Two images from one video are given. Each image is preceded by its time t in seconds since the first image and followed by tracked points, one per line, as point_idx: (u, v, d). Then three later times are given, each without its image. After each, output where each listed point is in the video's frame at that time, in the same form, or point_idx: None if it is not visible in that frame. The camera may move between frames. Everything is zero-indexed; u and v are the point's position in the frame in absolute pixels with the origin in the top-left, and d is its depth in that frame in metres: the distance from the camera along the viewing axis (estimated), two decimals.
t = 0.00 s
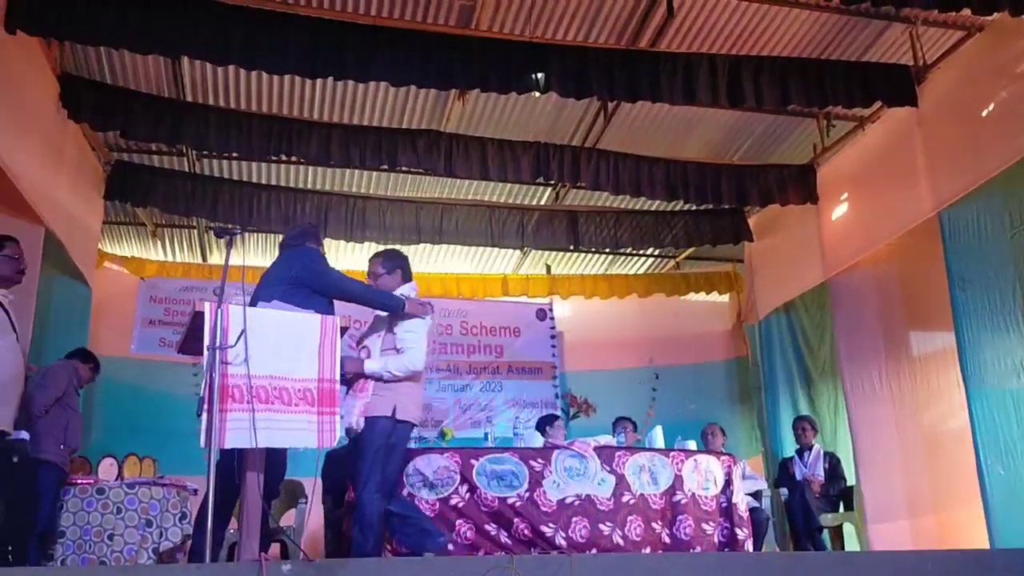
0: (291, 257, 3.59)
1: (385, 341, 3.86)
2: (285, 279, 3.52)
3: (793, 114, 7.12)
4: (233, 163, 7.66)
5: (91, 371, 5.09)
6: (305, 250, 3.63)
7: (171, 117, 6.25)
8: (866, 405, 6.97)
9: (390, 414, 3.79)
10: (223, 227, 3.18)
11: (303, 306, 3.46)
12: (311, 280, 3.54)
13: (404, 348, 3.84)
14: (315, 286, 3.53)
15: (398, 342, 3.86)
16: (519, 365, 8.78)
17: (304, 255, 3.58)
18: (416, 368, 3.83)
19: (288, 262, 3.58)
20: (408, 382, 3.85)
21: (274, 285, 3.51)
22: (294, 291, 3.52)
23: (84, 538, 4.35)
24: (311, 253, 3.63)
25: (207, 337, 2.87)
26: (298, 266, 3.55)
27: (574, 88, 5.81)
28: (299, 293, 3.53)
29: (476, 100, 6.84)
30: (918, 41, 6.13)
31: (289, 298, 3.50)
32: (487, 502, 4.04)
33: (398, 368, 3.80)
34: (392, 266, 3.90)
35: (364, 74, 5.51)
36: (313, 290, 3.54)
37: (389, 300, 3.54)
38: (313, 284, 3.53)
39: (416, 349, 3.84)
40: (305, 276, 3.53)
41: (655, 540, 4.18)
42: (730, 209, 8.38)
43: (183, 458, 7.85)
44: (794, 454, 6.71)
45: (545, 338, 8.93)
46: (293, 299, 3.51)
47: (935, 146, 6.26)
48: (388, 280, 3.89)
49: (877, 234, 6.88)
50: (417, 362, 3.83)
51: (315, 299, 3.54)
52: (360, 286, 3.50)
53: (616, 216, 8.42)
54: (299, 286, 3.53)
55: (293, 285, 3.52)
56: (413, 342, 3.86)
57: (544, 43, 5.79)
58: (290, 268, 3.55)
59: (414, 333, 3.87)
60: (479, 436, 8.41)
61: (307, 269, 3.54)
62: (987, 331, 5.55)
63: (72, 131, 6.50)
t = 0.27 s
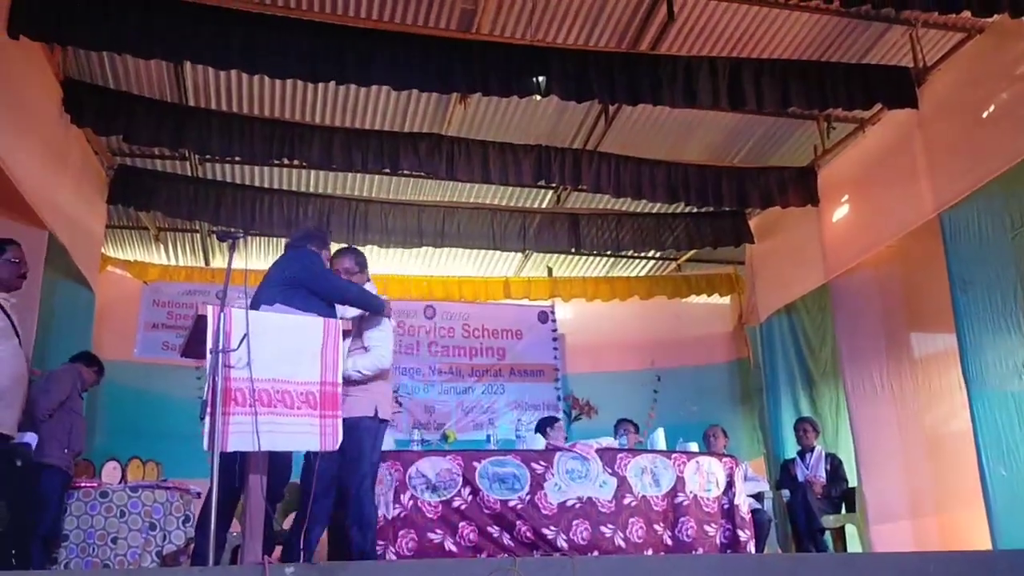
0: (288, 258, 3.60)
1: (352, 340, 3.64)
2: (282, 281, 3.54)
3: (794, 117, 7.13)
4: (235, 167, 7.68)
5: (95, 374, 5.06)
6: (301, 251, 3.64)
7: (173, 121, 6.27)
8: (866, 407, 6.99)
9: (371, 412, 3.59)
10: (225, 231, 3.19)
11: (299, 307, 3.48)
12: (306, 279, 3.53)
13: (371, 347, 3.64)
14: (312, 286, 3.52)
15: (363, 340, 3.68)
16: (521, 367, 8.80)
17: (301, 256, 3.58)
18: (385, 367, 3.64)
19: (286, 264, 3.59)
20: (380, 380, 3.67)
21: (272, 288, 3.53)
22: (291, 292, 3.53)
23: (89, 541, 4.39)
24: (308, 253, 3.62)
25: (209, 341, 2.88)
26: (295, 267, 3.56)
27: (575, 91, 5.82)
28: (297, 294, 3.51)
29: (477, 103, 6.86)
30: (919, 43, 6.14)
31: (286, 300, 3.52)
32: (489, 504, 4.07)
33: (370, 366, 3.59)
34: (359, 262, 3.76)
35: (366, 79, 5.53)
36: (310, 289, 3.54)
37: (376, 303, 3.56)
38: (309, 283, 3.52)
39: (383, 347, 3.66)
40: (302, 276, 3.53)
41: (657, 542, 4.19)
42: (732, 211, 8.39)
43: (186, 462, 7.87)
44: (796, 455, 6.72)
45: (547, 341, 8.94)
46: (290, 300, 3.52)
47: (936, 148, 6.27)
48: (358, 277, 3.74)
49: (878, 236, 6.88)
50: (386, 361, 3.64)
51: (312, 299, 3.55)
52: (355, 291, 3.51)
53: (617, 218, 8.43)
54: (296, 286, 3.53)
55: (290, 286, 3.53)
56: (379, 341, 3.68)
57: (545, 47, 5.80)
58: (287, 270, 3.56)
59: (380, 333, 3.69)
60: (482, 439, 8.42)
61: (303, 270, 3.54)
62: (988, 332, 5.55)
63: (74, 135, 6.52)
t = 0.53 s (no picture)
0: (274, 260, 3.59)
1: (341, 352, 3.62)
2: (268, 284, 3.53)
3: (796, 120, 7.13)
4: (238, 172, 7.70)
5: (99, 379, 5.06)
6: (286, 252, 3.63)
7: (176, 126, 6.29)
8: (868, 409, 7.01)
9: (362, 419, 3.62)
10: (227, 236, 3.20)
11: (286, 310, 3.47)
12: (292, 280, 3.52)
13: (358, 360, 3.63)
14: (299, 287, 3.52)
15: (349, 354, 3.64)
16: (525, 372, 8.78)
17: (289, 258, 3.57)
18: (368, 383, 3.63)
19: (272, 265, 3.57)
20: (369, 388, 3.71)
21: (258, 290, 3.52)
22: (277, 294, 3.53)
23: (93, 546, 4.41)
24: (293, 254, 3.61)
25: (212, 345, 2.88)
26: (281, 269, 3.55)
27: (577, 95, 5.83)
28: (279, 294, 3.52)
29: (479, 108, 6.87)
30: (920, 46, 6.14)
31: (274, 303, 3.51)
32: (492, 509, 4.05)
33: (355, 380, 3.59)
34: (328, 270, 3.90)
35: (368, 83, 5.54)
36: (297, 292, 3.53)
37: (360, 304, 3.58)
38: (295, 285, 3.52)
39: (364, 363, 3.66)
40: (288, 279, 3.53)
41: (660, 546, 4.19)
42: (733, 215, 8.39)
43: (189, 467, 7.87)
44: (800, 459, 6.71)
45: (550, 344, 8.92)
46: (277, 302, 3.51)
47: (938, 150, 6.27)
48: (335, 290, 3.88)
49: (881, 238, 6.87)
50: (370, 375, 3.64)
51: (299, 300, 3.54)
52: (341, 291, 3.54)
53: (619, 222, 8.43)
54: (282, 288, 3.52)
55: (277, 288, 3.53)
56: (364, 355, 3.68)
57: (546, 51, 5.81)
58: (274, 272, 3.55)
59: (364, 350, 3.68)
60: (485, 443, 8.41)
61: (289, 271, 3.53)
62: (992, 334, 5.54)
63: (77, 141, 6.53)
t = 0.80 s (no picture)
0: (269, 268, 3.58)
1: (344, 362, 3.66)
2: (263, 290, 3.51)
3: (796, 126, 7.14)
4: (239, 181, 7.71)
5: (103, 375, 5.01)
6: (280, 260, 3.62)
7: (177, 136, 6.30)
8: (871, 416, 7.03)
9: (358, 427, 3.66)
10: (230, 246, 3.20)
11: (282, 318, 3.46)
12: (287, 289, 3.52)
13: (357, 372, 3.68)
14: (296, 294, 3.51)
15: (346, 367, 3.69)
16: (527, 378, 8.78)
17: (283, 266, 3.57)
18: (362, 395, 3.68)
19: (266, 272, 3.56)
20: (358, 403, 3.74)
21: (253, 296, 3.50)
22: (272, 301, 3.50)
23: (96, 557, 4.43)
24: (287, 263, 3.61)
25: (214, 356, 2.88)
26: (276, 276, 3.54)
27: (577, 102, 5.84)
28: (275, 302, 3.50)
29: (479, 116, 6.88)
30: (920, 51, 6.15)
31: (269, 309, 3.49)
32: (495, 517, 4.06)
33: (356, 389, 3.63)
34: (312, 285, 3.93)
35: (369, 92, 5.55)
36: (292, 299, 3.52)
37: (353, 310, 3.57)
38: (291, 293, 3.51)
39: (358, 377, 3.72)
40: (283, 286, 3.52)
41: (663, 553, 4.18)
42: (734, 220, 8.39)
43: (191, 476, 7.87)
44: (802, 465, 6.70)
45: (551, 351, 8.92)
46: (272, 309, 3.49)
47: (938, 155, 6.27)
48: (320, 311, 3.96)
49: (883, 244, 6.87)
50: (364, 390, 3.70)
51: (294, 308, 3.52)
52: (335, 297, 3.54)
53: (620, 229, 8.43)
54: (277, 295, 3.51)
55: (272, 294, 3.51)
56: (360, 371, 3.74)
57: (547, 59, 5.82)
58: (269, 279, 3.54)
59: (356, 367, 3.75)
60: (487, 450, 8.41)
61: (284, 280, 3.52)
62: (994, 339, 5.54)
63: (79, 152, 6.55)
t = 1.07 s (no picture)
0: (272, 284, 3.56)
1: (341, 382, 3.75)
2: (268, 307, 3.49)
3: (797, 133, 7.15)
4: (243, 194, 7.74)
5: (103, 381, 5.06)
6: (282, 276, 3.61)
7: (181, 150, 6.32)
8: (876, 423, 6.98)
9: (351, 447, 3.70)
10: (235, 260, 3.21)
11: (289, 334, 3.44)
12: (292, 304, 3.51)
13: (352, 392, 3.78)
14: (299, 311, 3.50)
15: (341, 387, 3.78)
16: (529, 388, 8.89)
17: (285, 281, 3.56)
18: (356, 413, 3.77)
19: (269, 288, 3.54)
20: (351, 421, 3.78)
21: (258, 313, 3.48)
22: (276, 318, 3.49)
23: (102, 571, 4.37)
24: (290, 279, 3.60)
25: (219, 370, 2.88)
26: (279, 292, 3.52)
27: (579, 113, 5.85)
28: (282, 317, 3.49)
29: (481, 127, 6.90)
30: (921, 58, 6.16)
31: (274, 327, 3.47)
32: (501, 529, 4.05)
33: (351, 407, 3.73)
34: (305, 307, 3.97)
35: (371, 105, 5.56)
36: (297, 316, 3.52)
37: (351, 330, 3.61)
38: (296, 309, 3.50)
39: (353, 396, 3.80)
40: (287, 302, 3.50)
41: (670, 563, 4.16)
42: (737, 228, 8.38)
43: (196, 489, 7.85)
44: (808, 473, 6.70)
45: (555, 359, 9.08)
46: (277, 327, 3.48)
47: (940, 162, 6.27)
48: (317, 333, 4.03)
49: (887, 250, 6.86)
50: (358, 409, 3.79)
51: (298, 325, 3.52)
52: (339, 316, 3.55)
53: (623, 237, 8.44)
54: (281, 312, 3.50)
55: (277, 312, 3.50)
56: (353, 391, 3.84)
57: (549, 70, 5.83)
58: (273, 294, 3.52)
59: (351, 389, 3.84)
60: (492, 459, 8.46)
61: (289, 295, 3.51)
62: (999, 346, 5.52)
63: (83, 166, 6.57)
